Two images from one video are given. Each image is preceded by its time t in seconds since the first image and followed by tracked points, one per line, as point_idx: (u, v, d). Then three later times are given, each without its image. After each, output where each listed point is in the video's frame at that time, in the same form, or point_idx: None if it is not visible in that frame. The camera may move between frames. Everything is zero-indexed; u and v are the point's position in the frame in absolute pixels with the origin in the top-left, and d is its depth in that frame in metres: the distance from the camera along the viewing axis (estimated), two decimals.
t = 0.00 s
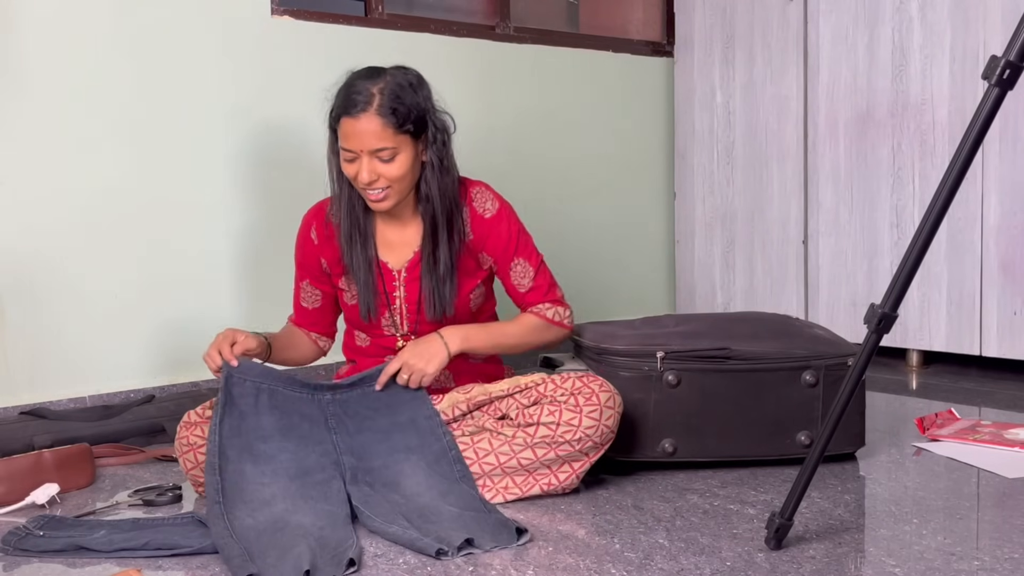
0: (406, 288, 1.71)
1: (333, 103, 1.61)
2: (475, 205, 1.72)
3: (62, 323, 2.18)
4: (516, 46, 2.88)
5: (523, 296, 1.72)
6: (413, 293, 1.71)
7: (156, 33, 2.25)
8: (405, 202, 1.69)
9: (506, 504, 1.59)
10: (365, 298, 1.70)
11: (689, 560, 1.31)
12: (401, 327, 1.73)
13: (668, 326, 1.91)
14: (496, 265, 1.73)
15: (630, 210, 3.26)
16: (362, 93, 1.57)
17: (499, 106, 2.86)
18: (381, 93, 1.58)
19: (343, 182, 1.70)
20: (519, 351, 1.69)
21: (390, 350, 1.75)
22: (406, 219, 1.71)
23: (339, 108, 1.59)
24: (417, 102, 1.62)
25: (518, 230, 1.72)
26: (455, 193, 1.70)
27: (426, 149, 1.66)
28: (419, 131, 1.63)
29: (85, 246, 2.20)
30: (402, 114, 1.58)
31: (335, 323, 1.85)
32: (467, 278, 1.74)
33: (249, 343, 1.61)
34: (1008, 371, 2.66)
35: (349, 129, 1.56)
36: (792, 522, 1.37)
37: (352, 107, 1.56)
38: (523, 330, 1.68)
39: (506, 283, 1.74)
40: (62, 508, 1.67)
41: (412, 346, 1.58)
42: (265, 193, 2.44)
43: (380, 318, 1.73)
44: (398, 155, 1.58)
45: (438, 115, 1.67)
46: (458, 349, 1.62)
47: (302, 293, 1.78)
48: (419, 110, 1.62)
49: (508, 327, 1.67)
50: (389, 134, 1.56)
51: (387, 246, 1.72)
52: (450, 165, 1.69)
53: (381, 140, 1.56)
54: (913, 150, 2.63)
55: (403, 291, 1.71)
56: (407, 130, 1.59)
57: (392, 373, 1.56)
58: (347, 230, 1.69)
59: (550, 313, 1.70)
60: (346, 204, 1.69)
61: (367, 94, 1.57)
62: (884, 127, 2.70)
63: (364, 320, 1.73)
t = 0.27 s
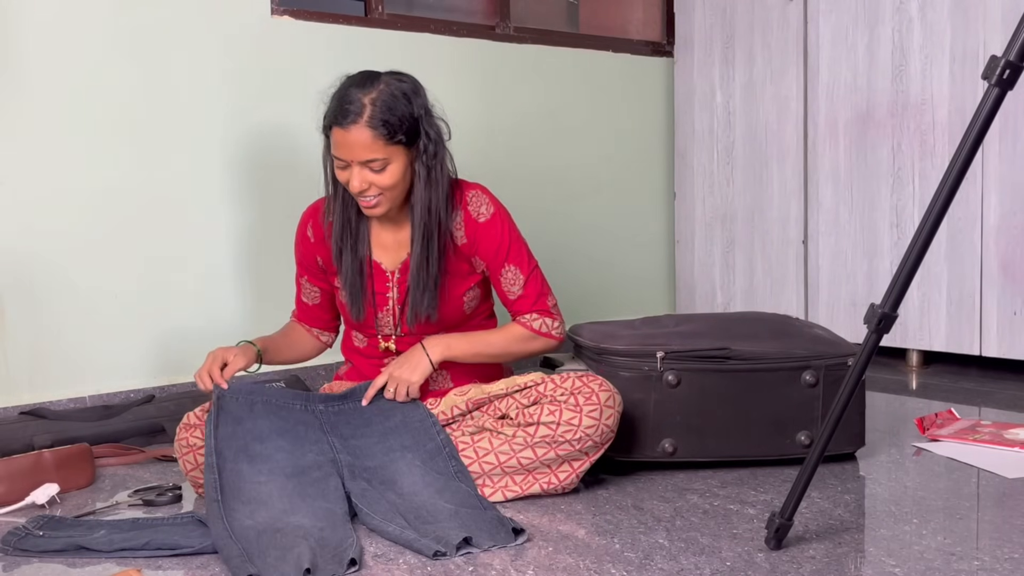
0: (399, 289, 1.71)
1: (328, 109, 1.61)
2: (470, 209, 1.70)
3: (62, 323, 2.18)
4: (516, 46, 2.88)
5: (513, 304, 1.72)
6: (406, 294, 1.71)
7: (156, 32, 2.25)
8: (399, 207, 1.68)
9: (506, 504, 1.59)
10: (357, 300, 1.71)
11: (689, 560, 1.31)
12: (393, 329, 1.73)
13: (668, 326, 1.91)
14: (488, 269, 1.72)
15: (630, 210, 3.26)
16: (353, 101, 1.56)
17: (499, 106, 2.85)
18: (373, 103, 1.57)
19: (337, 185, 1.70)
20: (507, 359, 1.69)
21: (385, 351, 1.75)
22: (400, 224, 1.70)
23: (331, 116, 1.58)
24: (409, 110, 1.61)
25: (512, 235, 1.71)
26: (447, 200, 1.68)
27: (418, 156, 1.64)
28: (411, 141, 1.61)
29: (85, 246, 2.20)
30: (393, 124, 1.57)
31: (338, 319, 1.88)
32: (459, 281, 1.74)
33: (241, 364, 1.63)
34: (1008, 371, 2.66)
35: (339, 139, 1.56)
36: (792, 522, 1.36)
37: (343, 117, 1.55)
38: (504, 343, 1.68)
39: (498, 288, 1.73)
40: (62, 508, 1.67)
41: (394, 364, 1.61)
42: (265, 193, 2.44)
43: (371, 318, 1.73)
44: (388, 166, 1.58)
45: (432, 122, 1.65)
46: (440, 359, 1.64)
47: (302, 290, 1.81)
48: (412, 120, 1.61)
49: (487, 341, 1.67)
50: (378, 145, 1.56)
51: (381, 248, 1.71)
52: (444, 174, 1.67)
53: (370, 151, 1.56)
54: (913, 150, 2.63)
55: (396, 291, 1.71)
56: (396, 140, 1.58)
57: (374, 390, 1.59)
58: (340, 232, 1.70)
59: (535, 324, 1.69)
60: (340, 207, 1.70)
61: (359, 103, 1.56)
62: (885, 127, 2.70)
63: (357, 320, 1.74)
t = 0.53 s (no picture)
0: (402, 288, 1.70)
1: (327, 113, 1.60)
2: (471, 208, 1.70)
3: (62, 323, 2.18)
4: (516, 46, 2.88)
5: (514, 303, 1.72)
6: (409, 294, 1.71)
7: (156, 32, 2.25)
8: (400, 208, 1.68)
9: (506, 504, 1.59)
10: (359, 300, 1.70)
11: (689, 560, 1.31)
12: (397, 329, 1.73)
13: (668, 326, 1.91)
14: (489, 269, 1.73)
15: (630, 210, 3.26)
16: (353, 106, 1.56)
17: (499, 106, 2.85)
18: (372, 107, 1.56)
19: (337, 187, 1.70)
20: (507, 358, 1.70)
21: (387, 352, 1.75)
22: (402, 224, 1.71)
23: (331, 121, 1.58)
24: (408, 112, 1.61)
25: (514, 234, 1.71)
26: (449, 201, 1.68)
27: (419, 159, 1.64)
28: (411, 143, 1.61)
29: (84, 246, 2.20)
30: (392, 127, 1.57)
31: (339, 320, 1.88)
32: (461, 281, 1.73)
33: (246, 373, 1.61)
34: (1009, 371, 2.66)
35: (340, 144, 1.56)
36: (792, 522, 1.36)
37: (342, 121, 1.55)
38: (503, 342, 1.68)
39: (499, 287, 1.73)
40: (62, 508, 1.67)
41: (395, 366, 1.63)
42: (265, 193, 2.44)
43: (375, 318, 1.73)
44: (388, 170, 1.58)
45: (432, 124, 1.64)
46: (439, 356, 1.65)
47: (304, 289, 1.81)
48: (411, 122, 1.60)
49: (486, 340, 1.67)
50: (379, 149, 1.56)
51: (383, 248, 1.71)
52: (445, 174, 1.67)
53: (370, 155, 1.55)
54: (913, 150, 2.63)
55: (399, 292, 1.71)
56: (397, 143, 1.58)
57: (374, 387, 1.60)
58: (342, 233, 1.69)
59: (536, 324, 1.69)
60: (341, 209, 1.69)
61: (358, 108, 1.56)
62: (885, 127, 2.70)
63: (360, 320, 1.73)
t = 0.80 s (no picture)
0: (403, 288, 1.70)
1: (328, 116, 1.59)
2: (472, 208, 1.70)
3: (62, 323, 2.18)
4: (516, 46, 2.88)
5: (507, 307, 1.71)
6: (410, 293, 1.70)
7: (156, 32, 2.25)
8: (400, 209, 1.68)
9: (506, 504, 1.59)
10: (361, 299, 1.70)
11: (689, 560, 1.31)
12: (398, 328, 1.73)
13: (668, 326, 1.91)
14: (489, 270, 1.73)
15: (630, 210, 3.26)
16: (353, 111, 1.55)
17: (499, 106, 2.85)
18: (373, 112, 1.55)
19: (337, 187, 1.69)
20: (503, 359, 1.70)
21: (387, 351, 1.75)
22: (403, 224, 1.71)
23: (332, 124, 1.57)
24: (409, 118, 1.60)
25: (514, 235, 1.71)
26: (450, 204, 1.68)
27: (420, 162, 1.63)
28: (412, 147, 1.61)
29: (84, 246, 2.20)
30: (393, 133, 1.56)
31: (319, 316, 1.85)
32: (463, 280, 1.74)
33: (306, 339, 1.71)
34: (1009, 371, 2.66)
35: (340, 149, 1.55)
36: (792, 523, 1.37)
37: (343, 127, 1.54)
38: (497, 343, 1.68)
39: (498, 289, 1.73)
40: (62, 508, 1.67)
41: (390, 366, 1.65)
42: (265, 193, 2.44)
43: (375, 317, 1.72)
44: (389, 174, 1.57)
45: (433, 128, 1.64)
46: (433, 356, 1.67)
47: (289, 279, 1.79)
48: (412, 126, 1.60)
49: (480, 341, 1.68)
50: (379, 155, 1.55)
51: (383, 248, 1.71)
52: (445, 178, 1.66)
53: (371, 161, 1.55)
54: (913, 151, 2.63)
55: (400, 291, 1.71)
56: (398, 149, 1.57)
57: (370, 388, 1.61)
58: (343, 232, 1.69)
59: (528, 327, 1.68)
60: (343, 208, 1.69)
61: (359, 113, 1.55)
62: (885, 127, 2.70)
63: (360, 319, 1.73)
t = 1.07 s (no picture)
0: (405, 288, 1.71)
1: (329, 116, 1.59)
2: (474, 209, 1.71)
3: (62, 324, 2.18)
4: (516, 46, 2.88)
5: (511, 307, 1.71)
6: (412, 292, 1.71)
7: (156, 33, 2.25)
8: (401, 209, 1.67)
9: (506, 504, 1.59)
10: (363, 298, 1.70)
11: (689, 560, 1.31)
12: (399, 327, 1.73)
13: (668, 325, 1.91)
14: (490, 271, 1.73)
15: (630, 210, 3.26)
16: (355, 111, 1.55)
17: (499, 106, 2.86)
18: (376, 112, 1.55)
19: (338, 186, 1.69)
20: (505, 358, 1.70)
21: (386, 350, 1.75)
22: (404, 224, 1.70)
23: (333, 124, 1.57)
24: (411, 118, 1.60)
25: (516, 237, 1.71)
26: (451, 205, 1.68)
27: (421, 163, 1.63)
28: (413, 147, 1.60)
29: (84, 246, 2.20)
30: (396, 134, 1.56)
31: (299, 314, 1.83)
32: (464, 281, 1.74)
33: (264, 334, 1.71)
34: (1009, 371, 2.66)
35: (342, 149, 1.55)
36: (792, 522, 1.37)
37: (345, 128, 1.54)
38: (501, 343, 1.68)
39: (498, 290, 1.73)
40: (62, 508, 1.67)
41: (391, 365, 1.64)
42: (265, 193, 2.44)
43: (377, 317, 1.73)
44: (390, 174, 1.57)
45: (435, 129, 1.64)
46: (436, 355, 1.67)
47: (276, 266, 1.78)
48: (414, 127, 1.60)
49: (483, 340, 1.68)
50: (381, 155, 1.55)
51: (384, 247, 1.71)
52: (446, 178, 1.66)
53: (372, 161, 1.55)
54: (913, 151, 2.63)
55: (402, 290, 1.71)
56: (399, 149, 1.57)
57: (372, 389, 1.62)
58: (343, 231, 1.69)
59: (531, 327, 1.68)
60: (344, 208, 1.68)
61: (362, 114, 1.55)
62: (885, 127, 2.70)
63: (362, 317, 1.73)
